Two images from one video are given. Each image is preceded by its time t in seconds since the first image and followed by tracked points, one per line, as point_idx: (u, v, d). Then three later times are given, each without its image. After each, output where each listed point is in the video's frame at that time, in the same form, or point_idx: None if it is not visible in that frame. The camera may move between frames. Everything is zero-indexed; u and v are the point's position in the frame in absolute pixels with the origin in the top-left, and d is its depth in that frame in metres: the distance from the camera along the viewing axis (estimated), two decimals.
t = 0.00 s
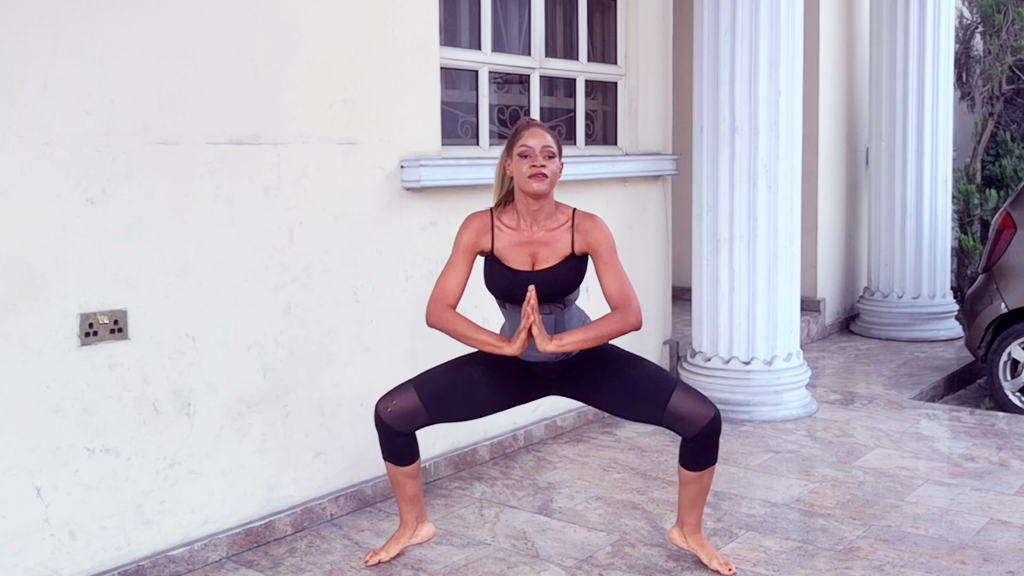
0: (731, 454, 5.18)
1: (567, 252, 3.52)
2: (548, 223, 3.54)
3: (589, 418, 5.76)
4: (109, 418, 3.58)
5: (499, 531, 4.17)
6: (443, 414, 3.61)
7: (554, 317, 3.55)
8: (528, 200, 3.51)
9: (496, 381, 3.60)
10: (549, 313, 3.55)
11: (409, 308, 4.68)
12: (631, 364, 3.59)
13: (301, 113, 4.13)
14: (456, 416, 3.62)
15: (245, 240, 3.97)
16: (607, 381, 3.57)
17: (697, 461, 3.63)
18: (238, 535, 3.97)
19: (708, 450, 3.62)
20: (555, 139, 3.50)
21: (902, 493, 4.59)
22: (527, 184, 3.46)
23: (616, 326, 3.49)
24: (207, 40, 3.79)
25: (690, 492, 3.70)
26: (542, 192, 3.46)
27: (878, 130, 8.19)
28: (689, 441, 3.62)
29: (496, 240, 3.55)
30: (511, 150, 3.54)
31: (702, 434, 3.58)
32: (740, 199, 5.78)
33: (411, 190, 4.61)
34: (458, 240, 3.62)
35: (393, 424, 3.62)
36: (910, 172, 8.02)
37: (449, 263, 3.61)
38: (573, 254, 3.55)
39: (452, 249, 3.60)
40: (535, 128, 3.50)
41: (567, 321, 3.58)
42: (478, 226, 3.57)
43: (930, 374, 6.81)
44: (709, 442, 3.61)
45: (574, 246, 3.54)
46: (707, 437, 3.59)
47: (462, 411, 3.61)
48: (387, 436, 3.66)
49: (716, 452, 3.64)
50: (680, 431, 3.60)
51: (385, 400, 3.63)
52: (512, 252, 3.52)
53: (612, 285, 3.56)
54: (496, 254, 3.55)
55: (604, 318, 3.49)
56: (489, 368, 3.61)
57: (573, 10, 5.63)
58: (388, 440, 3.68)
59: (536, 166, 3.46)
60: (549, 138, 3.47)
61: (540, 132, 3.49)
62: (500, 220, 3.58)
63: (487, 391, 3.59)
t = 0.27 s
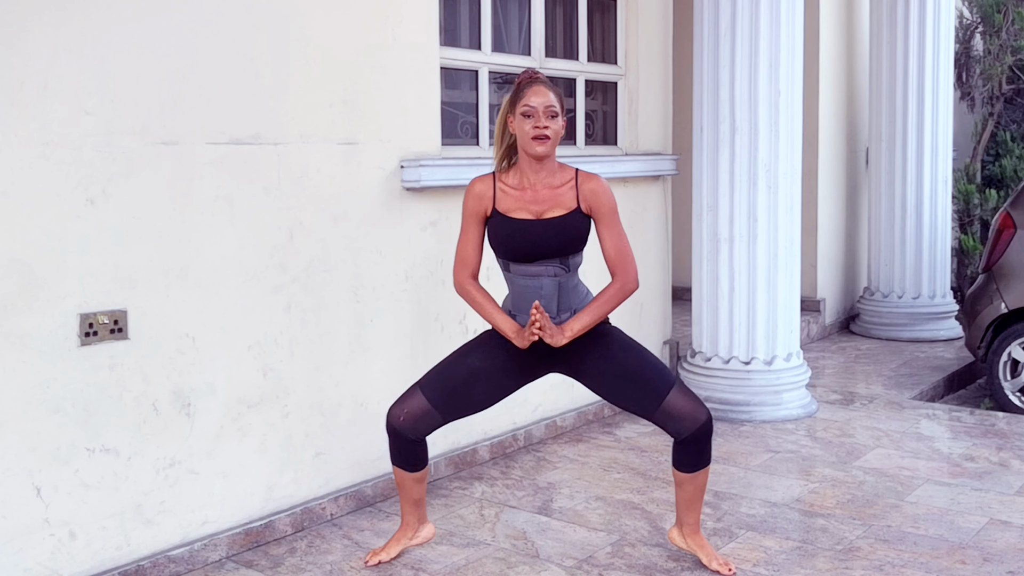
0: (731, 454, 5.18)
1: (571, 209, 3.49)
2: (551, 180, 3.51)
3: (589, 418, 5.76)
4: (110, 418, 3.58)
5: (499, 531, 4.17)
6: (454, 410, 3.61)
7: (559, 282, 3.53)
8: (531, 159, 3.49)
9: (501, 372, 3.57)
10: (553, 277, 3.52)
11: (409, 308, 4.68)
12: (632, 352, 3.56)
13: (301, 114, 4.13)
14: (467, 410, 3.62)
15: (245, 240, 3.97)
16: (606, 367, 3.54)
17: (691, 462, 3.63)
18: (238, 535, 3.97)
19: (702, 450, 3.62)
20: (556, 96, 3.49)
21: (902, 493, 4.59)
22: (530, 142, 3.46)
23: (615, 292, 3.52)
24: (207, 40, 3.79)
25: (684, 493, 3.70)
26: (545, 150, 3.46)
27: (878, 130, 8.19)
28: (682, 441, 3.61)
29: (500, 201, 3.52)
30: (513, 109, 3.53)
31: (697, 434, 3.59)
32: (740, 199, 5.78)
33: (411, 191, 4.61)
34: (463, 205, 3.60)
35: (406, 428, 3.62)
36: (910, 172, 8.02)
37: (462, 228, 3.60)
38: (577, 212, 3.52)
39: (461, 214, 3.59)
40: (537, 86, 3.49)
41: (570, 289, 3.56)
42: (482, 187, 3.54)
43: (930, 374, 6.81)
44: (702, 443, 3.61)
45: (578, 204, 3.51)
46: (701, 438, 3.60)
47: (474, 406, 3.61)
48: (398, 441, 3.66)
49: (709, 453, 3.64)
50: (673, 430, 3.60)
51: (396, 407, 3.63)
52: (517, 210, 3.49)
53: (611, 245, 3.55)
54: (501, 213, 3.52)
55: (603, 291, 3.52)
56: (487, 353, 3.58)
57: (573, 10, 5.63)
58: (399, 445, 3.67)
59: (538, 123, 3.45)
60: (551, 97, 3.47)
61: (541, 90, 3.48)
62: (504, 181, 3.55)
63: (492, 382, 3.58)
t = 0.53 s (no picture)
0: (731, 455, 5.18)
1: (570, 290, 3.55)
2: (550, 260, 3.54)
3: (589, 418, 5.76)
4: (109, 418, 3.58)
5: (499, 531, 4.17)
6: (444, 419, 3.62)
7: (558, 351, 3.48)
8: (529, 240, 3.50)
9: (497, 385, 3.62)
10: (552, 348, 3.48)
11: (409, 308, 4.68)
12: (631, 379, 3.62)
13: (301, 114, 4.13)
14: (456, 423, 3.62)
15: (245, 240, 3.97)
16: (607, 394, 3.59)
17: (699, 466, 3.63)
18: (238, 535, 3.97)
19: (711, 455, 3.61)
20: (553, 175, 3.49)
21: (902, 493, 4.59)
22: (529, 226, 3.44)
23: (617, 347, 3.49)
24: (207, 41, 3.79)
25: (692, 496, 3.69)
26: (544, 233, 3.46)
27: (879, 131, 8.19)
28: (692, 448, 3.61)
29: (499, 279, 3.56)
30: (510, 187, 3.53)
31: (707, 438, 3.58)
32: (740, 199, 5.78)
33: (411, 191, 4.61)
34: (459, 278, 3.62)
35: (394, 426, 3.63)
36: (910, 172, 8.02)
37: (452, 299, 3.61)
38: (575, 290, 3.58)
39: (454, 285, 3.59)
40: (534, 167, 3.49)
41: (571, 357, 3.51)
42: (480, 266, 3.56)
43: (930, 374, 6.81)
44: (712, 447, 3.60)
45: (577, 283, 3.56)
46: (710, 442, 3.59)
47: (462, 418, 3.61)
48: (387, 438, 3.67)
49: (718, 458, 3.64)
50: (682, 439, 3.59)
51: (386, 403, 3.65)
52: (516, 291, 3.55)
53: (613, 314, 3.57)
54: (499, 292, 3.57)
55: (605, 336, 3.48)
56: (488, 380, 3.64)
57: (573, 10, 5.63)
58: (388, 444, 3.68)
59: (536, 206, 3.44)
60: (548, 176, 3.47)
61: (537, 169, 3.47)
62: (501, 259, 3.57)
63: (485, 395, 3.61)
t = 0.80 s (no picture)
0: (731, 455, 5.18)
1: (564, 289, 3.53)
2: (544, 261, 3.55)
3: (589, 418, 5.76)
4: (110, 418, 3.58)
5: (499, 531, 4.17)
6: (443, 417, 3.62)
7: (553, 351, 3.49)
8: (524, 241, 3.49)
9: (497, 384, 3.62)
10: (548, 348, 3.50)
11: (409, 308, 4.68)
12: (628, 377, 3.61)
13: (301, 114, 4.13)
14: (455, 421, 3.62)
15: (245, 240, 3.96)
16: (606, 392, 3.58)
17: (696, 465, 3.63)
18: (238, 535, 3.97)
19: (708, 453, 3.62)
20: (548, 177, 3.48)
21: (902, 493, 4.58)
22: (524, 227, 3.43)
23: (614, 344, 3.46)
24: (207, 40, 3.79)
25: (689, 496, 3.69)
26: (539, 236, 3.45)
27: (879, 131, 8.19)
28: (688, 446, 3.61)
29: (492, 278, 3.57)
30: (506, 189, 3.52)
31: (703, 437, 3.58)
32: (740, 199, 5.78)
33: (411, 190, 4.61)
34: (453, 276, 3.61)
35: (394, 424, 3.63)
36: (910, 172, 8.02)
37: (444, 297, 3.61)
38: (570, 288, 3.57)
39: (447, 283, 3.59)
40: (529, 168, 3.48)
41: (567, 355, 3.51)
42: (473, 266, 3.57)
43: (930, 374, 6.81)
44: (708, 445, 3.60)
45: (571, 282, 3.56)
46: (707, 441, 3.59)
47: (462, 417, 3.61)
48: (387, 437, 3.67)
49: (715, 456, 3.64)
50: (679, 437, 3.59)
51: (386, 401, 3.65)
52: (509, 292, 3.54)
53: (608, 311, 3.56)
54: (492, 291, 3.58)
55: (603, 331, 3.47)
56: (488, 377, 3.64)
57: (574, 10, 5.63)
58: (388, 443, 3.68)
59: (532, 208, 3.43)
60: (544, 179, 3.45)
61: (533, 172, 3.46)
62: (495, 259, 3.58)
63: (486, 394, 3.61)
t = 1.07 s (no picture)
0: (731, 454, 5.18)
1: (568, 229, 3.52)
2: (549, 198, 3.54)
3: (589, 418, 5.76)
4: (109, 418, 3.58)
5: (499, 531, 4.17)
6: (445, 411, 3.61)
7: (554, 298, 3.55)
8: (530, 176, 3.51)
9: (494, 370, 3.58)
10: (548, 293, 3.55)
11: (409, 308, 4.68)
12: (627, 359, 3.57)
13: (301, 114, 4.13)
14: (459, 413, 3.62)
15: (245, 240, 3.96)
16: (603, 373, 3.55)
17: (690, 464, 3.63)
18: (238, 535, 3.97)
19: (702, 452, 3.61)
20: (555, 111, 3.50)
21: (902, 493, 4.59)
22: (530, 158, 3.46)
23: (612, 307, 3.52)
24: (207, 40, 3.79)
25: (684, 495, 3.70)
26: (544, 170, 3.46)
27: (879, 131, 8.19)
28: (682, 444, 3.61)
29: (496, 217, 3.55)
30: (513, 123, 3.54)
31: (695, 437, 3.58)
32: (740, 199, 5.78)
33: (411, 190, 4.61)
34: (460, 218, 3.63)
35: (396, 425, 3.62)
36: (910, 173, 8.02)
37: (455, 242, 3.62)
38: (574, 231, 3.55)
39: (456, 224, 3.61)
40: (536, 104, 3.49)
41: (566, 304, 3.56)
42: (479, 203, 3.58)
43: (930, 374, 6.81)
44: (701, 444, 3.60)
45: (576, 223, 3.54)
46: (699, 441, 3.59)
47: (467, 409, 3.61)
48: (389, 437, 3.66)
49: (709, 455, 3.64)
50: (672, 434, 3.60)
51: (385, 404, 3.63)
52: (514, 227, 3.51)
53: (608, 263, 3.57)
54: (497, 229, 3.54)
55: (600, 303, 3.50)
56: (486, 360, 3.59)
57: (574, 10, 5.64)
58: (388, 443, 3.67)
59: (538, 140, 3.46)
60: (551, 114, 3.47)
61: (539, 106, 3.49)
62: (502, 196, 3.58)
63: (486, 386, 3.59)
